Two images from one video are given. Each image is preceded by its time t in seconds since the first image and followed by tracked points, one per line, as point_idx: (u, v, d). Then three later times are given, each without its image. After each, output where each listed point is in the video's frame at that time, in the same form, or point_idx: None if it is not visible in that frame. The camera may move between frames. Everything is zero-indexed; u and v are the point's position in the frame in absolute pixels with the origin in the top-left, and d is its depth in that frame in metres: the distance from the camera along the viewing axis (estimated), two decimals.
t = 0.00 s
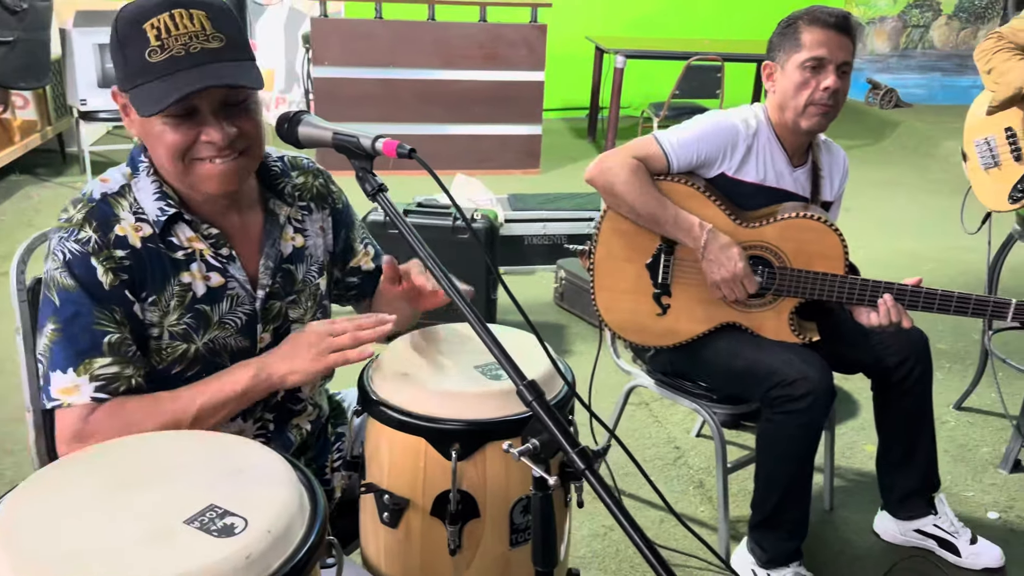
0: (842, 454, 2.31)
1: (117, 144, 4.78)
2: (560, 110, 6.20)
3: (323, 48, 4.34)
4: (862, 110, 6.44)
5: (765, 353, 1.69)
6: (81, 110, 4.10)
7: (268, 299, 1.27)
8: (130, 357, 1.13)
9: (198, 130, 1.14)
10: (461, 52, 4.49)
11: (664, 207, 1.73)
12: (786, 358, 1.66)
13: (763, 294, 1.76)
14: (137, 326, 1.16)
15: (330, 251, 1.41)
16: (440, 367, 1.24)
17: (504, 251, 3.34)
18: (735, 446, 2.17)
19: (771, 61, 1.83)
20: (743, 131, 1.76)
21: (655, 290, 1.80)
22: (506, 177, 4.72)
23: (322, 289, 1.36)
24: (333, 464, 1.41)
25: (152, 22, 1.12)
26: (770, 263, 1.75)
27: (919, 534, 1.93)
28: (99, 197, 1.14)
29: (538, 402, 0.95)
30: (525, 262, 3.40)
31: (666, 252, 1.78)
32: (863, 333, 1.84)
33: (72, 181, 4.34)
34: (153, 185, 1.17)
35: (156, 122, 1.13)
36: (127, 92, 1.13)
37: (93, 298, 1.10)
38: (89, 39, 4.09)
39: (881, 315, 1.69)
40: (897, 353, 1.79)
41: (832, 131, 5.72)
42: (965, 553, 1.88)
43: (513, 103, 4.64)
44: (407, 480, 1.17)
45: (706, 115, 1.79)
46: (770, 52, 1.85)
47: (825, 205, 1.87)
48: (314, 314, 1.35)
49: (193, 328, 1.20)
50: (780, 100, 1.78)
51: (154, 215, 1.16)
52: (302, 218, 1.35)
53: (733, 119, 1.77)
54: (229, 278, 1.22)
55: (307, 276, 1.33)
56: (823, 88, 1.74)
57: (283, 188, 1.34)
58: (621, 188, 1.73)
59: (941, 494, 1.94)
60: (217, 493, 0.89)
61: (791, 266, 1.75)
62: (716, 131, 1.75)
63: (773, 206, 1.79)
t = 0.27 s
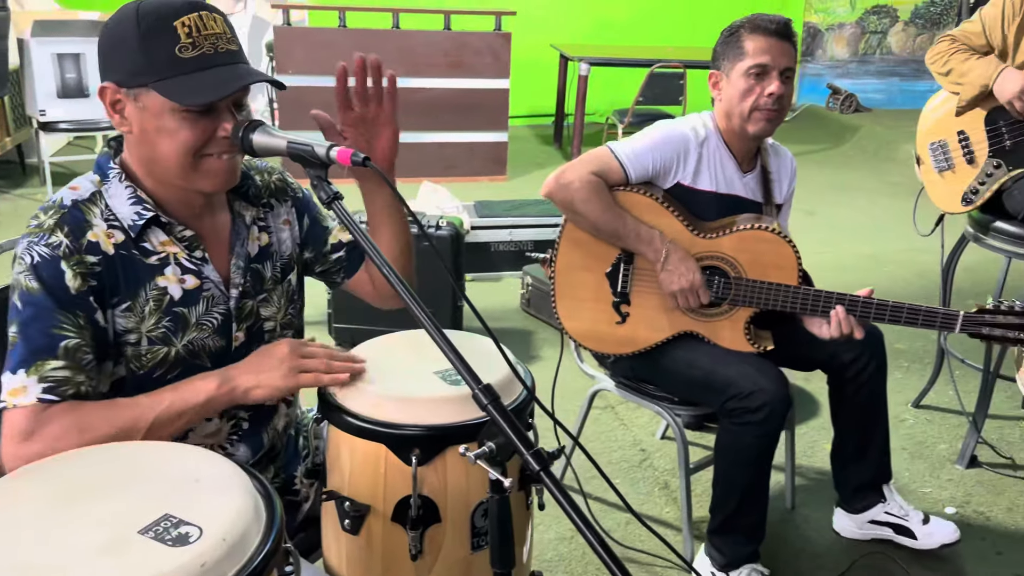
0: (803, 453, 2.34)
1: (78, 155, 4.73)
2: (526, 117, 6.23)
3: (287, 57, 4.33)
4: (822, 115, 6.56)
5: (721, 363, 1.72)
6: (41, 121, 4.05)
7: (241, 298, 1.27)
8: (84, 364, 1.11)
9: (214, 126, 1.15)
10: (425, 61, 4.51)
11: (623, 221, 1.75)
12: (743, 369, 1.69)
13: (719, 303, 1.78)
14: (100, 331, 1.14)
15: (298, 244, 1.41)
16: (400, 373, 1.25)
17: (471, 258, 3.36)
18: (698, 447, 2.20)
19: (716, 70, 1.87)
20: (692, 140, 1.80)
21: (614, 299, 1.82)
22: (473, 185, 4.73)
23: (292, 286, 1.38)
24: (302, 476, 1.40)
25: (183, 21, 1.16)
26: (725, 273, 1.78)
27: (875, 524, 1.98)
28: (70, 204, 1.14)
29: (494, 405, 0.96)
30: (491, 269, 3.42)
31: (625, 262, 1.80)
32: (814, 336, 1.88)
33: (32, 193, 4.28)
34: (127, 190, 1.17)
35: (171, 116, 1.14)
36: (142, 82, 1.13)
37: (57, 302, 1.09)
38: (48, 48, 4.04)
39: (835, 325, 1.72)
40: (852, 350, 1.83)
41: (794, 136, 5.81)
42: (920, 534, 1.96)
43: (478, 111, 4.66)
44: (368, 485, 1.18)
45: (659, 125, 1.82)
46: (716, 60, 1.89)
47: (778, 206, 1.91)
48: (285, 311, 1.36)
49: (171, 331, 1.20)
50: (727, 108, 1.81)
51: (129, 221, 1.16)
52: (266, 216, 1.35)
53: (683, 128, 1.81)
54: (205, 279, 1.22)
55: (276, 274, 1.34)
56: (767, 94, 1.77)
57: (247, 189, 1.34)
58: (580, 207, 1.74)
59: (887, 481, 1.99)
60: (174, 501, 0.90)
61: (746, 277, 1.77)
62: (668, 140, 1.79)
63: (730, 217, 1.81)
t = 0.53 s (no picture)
0: (768, 454, 2.37)
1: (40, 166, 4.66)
2: (494, 124, 6.25)
3: (252, 66, 4.32)
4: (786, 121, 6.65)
5: (684, 365, 1.75)
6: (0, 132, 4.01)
7: (204, 316, 1.26)
8: None
9: (183, 145, 1.15)
10: (392, 69, 4.51)
11: (580, 241, 1.78)
12: (704, 371, 1.72)
13: (680, 308, 1.81)
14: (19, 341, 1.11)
15: (264, 274, 1.40)
16: (365, 380, 1.25)
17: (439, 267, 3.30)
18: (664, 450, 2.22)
19: (672, 81, 1.89)
20: (648, 150, 1.82)
21: (577, 309, 1.84)
22: (441, 193, 4.73)
23: (255, 308, 1.36)
24: (269, 488, 1.38)
25: (158, 39, 1.16)
26: (683, 278, 1.81)
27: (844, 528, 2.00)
28: (30, 211, 1.13)
29: (455, 411, 0.97)
30: (460, 278, 3.35)
31: (585, 278, 1.82)
32: (775, 339, 1.91)
33: None
34: (90, 201, 1.16)
35: (141, 133, 1.13)
36: (114, 98, 1.13)
37: None
38: (8, 58, 3.99)
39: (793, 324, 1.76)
40: (812, 357, 1.85)
41: (758, 141, 5.89)
42: (887, 544, 1.96)
43: (445, 119, 4.67)
44: (332, 494, 1.18)
45: (616, 136, 1.84)
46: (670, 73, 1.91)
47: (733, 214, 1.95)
48: (250, 332, 1.35)
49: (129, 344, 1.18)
50: (682, 118, 1.84)
51: (90, 232, 1.15)
52: (238, 239, 1.34)
53: (639, 140, 1.83)
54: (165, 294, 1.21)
55: (242, 295, 1.33)
56: (720, 107, 1.80)
57: (221, 209, 1.33)
58: (539, 226, 1.77)
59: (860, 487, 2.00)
60: (131, 511, 0.89)
61: (705, 281, 1.80)
62: (625, 152, 1.81)
63: (684, 224, 1.84)
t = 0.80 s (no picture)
0: (731, 456, 2.40)
1: None
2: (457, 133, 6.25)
3: (211, 77, 4.28)
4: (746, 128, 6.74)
5: (644, 365, 1.76)
6: None
7: (155, 326, 1.25)
8: None
9: (134, 138, 1.14)
10: (354, 78, 4.49)
11: (532, 235, 1.79)
12: (662, 368, 1.74)
13: (636, 308, 1.84)
14: None
15: (218, 278, 1.39)
16: (321, 391, 1.25)
17: (402, 275, 3.29)
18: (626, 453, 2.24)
19: (621, 89, 1.94)
20: (600, 156, 1.85)
21: (535, 315, 1.85)
22: (405, 202, 4.72)
23: (209, 316, 1.35)
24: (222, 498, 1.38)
25: (100, 33, 1.17)
26: (639, 279, 1.84)
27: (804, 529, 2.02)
28: None
29: (412, 420, 0.97)
30: (425, 286, 3.35)
31: (541, 279, 1.83)
32: (732, 338, 1.94)
33: None
34: (35, 215, 1.15)
35: (90, 128, 1.12)
36: (58, 96, 1.12)
37: None
38: None
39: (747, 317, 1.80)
40: (770, 357, 1.89)
41: (719, 148, 5.96)
42: (847, 543, 1.99)
43: (409, 129, 4.67)
44: (289, 507, 1.17)
45: (568, 143, 1.87)
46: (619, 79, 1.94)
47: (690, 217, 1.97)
48: (203, 342, 1.33)
49: (78, 359, 1.16)
50: (633, 125, 1.87)
51: (35, 246, 1.14)
52: (188, 246, 1.33)
53: (590, 145, 1.85)
54: (115, 306, 1.19)
55: (195, 304, 1.32)
56: (669, 112, 1.83)
57: (169, 216, 1.32)
58: (490, 223, 1.78)
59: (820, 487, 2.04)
60: (84, 527, 0.88)
61: (659, 280, 1.84)
62: (577, 156, 1.83)
63: (635, 224, 1.87)
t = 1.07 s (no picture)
0: (695, 460, 2.42)
1: None
2: (423, 142, 6.25)
3: (172, 88, 4.24)
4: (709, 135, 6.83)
5: (607, 377, 1.78)
6: None
7: (111, 341, 1.23)
8: None
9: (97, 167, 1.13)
10: (317, 88, 4.48)
11: (497, 249, 1.79)
12: (624, 383, 1.75)
13: (599, 320, 1.85)
14: None
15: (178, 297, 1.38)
16: (281, 404, 1.24)
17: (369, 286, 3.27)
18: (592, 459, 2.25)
19: (576, 97, 1.96)
20: (559, 165, 1.87)
21: (500, 325, 1.85)
22: (371, 212, 4.70)
23: (166, 333, 1.34)
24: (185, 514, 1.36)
25: (74, 61, 1.15)
26: (602, 292, 1.84)
27: (764, 525, 2.05)
28: None
29: (371, 431, 0.97)
30: (391, 296, 3.32)
31: (506, 290, 1.84)
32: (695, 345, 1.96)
33: None
34: None
35: (53, 153, 1.10)
36: (23, 118, 1.10)
37: None
38: None
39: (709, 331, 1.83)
40: (731, 359, 1.91)
41: (683, 156, 6.03)
42: (805, 532, 2.05)
43: (373, 138, 4.66)
44: (250, 521, 1.16)
45: (526, 153, 1.88)
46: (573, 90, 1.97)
47: (650, 223, 2.00)
48: (160, 358, 1.33)
49: (28, 374, 1.14)
50: (589, 133, 1.89)
51: None
52: (146, 261, 1.32)
53: (548, 154, 1.87)
54: (69, 320, 1.18)
55: (152, 319, 1.31)
56: (624, 116, 1.85)
57: (126, 231, 1.31)
58: (456, 238, 1.77)
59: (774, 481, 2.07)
60: (37, 544, 0.87)
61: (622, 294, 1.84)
62: (536, 166, 1.85)
63: (600, 238, 1.89)
